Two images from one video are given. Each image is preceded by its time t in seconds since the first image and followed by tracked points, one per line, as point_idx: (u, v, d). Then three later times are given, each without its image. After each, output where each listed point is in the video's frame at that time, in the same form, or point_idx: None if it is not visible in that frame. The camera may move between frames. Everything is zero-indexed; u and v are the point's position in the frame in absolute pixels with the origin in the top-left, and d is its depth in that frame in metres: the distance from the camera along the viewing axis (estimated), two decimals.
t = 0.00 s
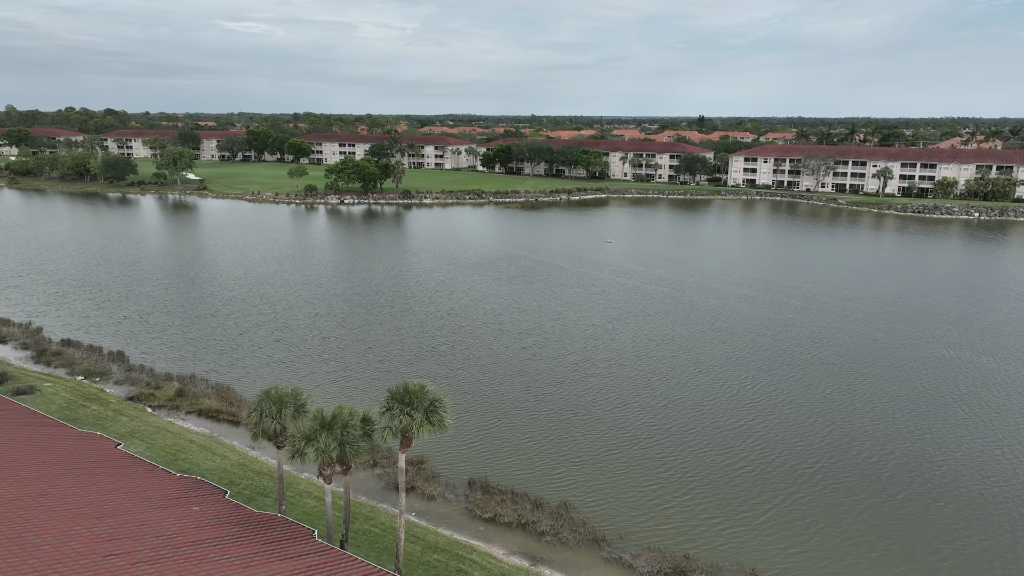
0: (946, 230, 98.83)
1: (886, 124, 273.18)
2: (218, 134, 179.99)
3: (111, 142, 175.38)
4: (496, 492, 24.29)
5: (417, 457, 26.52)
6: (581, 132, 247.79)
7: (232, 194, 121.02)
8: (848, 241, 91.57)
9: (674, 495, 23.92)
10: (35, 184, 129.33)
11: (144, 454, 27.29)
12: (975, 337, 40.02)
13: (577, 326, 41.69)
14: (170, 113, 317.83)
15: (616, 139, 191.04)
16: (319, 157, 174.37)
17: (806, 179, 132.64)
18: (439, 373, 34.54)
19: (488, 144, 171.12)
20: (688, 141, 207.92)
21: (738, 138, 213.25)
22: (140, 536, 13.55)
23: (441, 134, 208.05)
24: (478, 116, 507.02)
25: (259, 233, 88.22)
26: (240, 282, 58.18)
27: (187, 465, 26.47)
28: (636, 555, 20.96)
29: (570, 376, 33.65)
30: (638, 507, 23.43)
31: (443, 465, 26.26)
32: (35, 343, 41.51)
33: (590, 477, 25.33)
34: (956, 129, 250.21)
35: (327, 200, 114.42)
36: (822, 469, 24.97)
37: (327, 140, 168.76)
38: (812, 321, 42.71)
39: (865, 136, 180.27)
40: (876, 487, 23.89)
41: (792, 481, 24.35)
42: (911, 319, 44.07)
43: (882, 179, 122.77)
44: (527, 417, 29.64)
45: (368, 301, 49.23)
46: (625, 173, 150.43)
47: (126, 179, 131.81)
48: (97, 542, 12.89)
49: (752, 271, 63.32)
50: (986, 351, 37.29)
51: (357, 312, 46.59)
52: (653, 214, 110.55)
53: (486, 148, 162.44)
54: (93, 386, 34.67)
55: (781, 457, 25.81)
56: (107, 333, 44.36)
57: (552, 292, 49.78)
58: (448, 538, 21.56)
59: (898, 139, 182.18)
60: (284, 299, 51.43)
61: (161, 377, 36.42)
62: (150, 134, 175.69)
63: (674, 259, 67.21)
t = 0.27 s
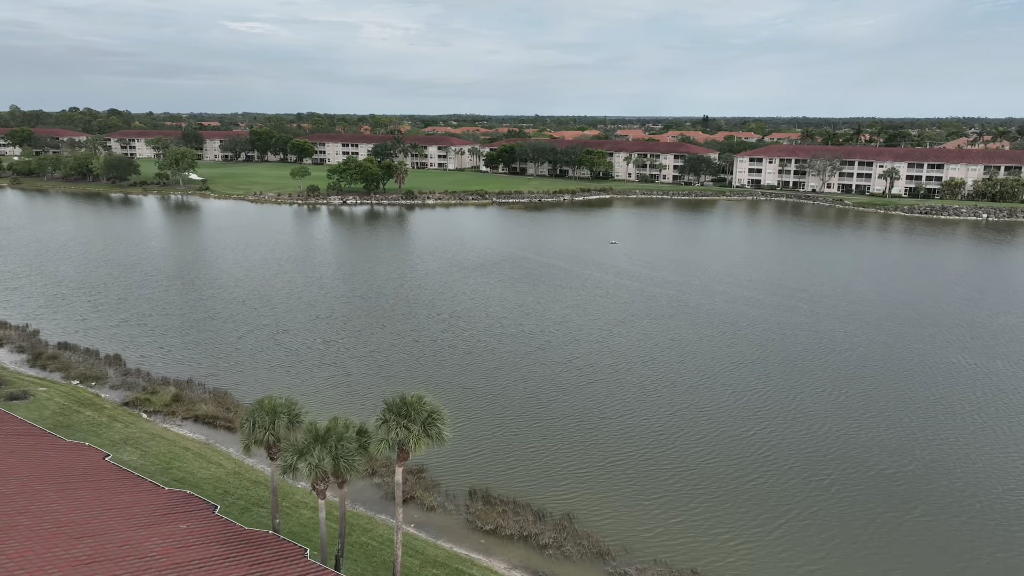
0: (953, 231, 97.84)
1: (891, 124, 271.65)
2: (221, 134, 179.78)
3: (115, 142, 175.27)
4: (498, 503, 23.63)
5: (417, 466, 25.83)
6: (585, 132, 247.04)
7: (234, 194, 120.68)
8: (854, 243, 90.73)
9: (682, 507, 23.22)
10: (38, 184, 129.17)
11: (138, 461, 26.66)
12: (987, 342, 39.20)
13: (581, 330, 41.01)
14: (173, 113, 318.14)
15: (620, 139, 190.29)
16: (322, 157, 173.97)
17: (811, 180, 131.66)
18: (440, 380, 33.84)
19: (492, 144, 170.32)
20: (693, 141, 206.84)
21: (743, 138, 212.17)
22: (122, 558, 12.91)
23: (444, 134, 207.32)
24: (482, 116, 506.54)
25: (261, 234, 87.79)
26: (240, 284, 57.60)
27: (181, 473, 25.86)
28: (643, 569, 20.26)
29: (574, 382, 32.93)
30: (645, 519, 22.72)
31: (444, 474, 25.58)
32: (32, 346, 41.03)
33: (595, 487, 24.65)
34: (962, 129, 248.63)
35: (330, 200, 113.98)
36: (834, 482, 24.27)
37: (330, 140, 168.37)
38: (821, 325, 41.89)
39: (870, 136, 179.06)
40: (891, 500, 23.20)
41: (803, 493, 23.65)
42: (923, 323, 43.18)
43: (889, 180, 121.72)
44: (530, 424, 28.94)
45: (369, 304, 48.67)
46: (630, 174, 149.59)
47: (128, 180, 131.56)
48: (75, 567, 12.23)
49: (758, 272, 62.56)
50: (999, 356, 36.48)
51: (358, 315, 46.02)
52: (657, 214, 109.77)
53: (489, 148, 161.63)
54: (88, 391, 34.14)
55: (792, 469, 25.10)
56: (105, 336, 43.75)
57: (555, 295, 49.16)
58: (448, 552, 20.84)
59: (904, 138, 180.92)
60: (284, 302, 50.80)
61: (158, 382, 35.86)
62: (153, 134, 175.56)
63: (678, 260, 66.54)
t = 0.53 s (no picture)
0: (963, 232, 96.72)
1: (899, 125, 269.89)
2: (226, 134, 179.62)
3: (120, 142, 175.29)
4: (501, 514, 22.93)
5: (416, 475, 25.08)
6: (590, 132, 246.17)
7: (238, 195, 120.36)
8: (862, 244, 89.72)
9: (691, 520, 22.48)
10: (43, 184, 129.12)
11: (133, 469, 26.06)
12: (1003, 347, 38.32)
13: (587, 334, 40.30)
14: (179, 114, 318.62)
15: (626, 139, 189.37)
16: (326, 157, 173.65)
17: (819, 180, 130.56)
18: (442, 386, 33.18)
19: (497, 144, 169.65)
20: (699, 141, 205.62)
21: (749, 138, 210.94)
22: None
23: (449, 134, 206.83)
24: (487, 116, 506.26)
25: (264, 234, 87.38)
26: (242, 286, 57.06)
27: (177, 482, 25.26)
28: None
29: (579, 388, 32.20)
30: (653, 533, 21.97)
31: (446, 484, 24.90)
32: (30, 349, 40.55)
33: (601, 498, 23.92)
34: (970, 129, 246.78)
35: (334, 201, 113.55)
36: (848, 494, 23.51)
37: (335, 140, 168.00)
38: (832, 329, 41.07)
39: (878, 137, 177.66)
40: (908, 514, 22.45)
41: (817, 507, 22.90)
42: (935, 328, 42.28)
43: (897, 180, 120.54)
44: (534, 432, 28.23)
45: (372, 306, 48.13)
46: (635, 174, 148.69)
47: (133, 180, 131.38)
48: None
49: (765, 274, 61.77)
50: (1016, 362, 35.60)
51: (361, 318, 45.43)
52: (663, 215, 108.96)
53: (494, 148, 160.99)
54: (85, 396, 33.57)
55: (806, 481, 24.33)
56: (104, 339, 43.24)
57: (560, 297, 48.50)
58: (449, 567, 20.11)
59: (913, 138, 179.45)
60: (286, 304, 50.23)
61: (156, 386, 35.30)
62: (158, 134, 175.49)
63: (684, 262, 65.84)
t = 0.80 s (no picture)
0: (973, 233, 95.55)
1: (906, 125, 268.08)
2: (231, 134, 179.57)
3: (125, 142, 175.31)
4: (504, 525, 22.20)
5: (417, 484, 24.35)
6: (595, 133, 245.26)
7: (242, 195, 120.04)
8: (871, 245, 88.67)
9: (702, 534, 21.73)
10: (48, 184, 129.03)
11: (127, 477, 25.46)
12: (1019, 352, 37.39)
13: (593, 338, 39.57)
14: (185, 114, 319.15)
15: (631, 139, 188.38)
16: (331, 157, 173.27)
17: (826, 181, 129.39)
18: (445, 393, 32.50)
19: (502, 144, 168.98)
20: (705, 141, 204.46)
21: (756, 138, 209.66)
22: None
23: (454, 134, 206.36)
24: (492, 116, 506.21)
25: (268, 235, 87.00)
26: (244, 288, 56.53)
27: (172, 491, 24.63)
28: None
29: (585, 395, 31.46)
30: (664, 547, 21.22)
31: (447, 494, 24.21)
32: (28, 351, 40.08)
33: (608, 509, 23.21)
34: (979, 129, 244.99)
35: (338, 201, 113.09)
36: (865, 508, 22.73)
37: (340, 140, 167.65)
38: (843, 334, 40.21)
39: (886, 137, 176.27)
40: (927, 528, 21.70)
41: (833, 520, 22.14)
42: (949, 332, 41.37)
43: (906, 181, 119.27)
44: (539, 441, 27.51)
45: (375, 309, 47.56)
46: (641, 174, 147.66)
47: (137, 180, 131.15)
48: None
49: (774, 276, 60.92)
50: None
51: (363, 321, 44.84)
52: (669, 216, 108.08)
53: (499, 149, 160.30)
54: (81, 400, 33.01)
55: (820, 493, 23.58)
56: (104, 342, 42.71)
57: (565, 300, 47.82)
58: None
59: (920, 139, 178.00)
60: (288, 307, 49.65)
61: (155, 391, 34.74)
62: (163, 134, 175.43)
63: (691, 264, 65.07)
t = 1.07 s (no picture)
0: (984, 234, 94.40)
1: (914, 125, 266.16)
2: (236, 134, 179.50)
3: (130, 142, 175.37)
4: (508, 538, 21.45)
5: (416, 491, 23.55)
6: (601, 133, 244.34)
7: (247, 195, 119.72)
8: (881, 247, 87.57)
9: (714, 550, 20.94)
10: (53, 184, 129.00)
11: (122, 486, 24.82)
12: None
13: (599, 343, 38.83)
14: (191, 115, 319.62)
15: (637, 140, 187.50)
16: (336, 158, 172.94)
17: (834, 181, 128.27)
18: (448, 399, 31.80)
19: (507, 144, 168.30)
20: (711, 141, 203.35)
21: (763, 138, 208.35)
22: None
23: (459, 134, 205.95)
24: (497, 116, 505.56)
25: (271, 236, 86.56)
26: (247, 290, 56.00)
27: (167, 500, 24.00)
28: None
29: (591, 402, 30.70)
30: (675, 564, 20.46)
31: (449, 505, 23.49)
32: (27, 354, 39.59)
33: (617, 522, 22.47)
34: (987, 130, 242.96)
35: (342, 201, 112.64)
36: (884, 523, 21.94)
37: (345, 141, 167.27)
38: (854, 339, 39.36)
39: (894, 137, 174.86)
40: (948, 545, 20.93)
41: (850, 536, 21.36)
42: (963, 336, 40.47)
43: (916, 181, 118.07)
44: (544, 450, 26.75)
45: (378, 312, 46.97)
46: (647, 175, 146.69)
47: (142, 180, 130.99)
48: None
49: (782, 279, 60.10)
50: None
51: (365, 325, 44.21)
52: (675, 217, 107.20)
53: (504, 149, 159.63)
54: (79, 405, 32.44)
55: (836, 507, 22.80)
56: (103, 344, 42.16)
57: (571, 303, 47.10)
58: None
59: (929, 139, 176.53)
60: (290, 309, 49.07)
61: (153, 396, 34.15)
62: (168, 134, 175.43)
63: (698, 266, 64.27)
